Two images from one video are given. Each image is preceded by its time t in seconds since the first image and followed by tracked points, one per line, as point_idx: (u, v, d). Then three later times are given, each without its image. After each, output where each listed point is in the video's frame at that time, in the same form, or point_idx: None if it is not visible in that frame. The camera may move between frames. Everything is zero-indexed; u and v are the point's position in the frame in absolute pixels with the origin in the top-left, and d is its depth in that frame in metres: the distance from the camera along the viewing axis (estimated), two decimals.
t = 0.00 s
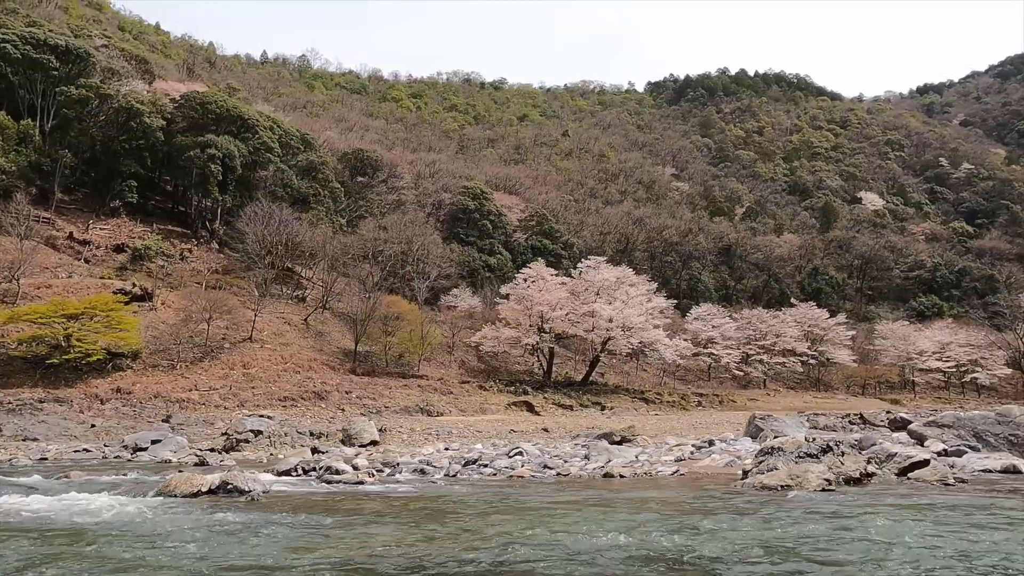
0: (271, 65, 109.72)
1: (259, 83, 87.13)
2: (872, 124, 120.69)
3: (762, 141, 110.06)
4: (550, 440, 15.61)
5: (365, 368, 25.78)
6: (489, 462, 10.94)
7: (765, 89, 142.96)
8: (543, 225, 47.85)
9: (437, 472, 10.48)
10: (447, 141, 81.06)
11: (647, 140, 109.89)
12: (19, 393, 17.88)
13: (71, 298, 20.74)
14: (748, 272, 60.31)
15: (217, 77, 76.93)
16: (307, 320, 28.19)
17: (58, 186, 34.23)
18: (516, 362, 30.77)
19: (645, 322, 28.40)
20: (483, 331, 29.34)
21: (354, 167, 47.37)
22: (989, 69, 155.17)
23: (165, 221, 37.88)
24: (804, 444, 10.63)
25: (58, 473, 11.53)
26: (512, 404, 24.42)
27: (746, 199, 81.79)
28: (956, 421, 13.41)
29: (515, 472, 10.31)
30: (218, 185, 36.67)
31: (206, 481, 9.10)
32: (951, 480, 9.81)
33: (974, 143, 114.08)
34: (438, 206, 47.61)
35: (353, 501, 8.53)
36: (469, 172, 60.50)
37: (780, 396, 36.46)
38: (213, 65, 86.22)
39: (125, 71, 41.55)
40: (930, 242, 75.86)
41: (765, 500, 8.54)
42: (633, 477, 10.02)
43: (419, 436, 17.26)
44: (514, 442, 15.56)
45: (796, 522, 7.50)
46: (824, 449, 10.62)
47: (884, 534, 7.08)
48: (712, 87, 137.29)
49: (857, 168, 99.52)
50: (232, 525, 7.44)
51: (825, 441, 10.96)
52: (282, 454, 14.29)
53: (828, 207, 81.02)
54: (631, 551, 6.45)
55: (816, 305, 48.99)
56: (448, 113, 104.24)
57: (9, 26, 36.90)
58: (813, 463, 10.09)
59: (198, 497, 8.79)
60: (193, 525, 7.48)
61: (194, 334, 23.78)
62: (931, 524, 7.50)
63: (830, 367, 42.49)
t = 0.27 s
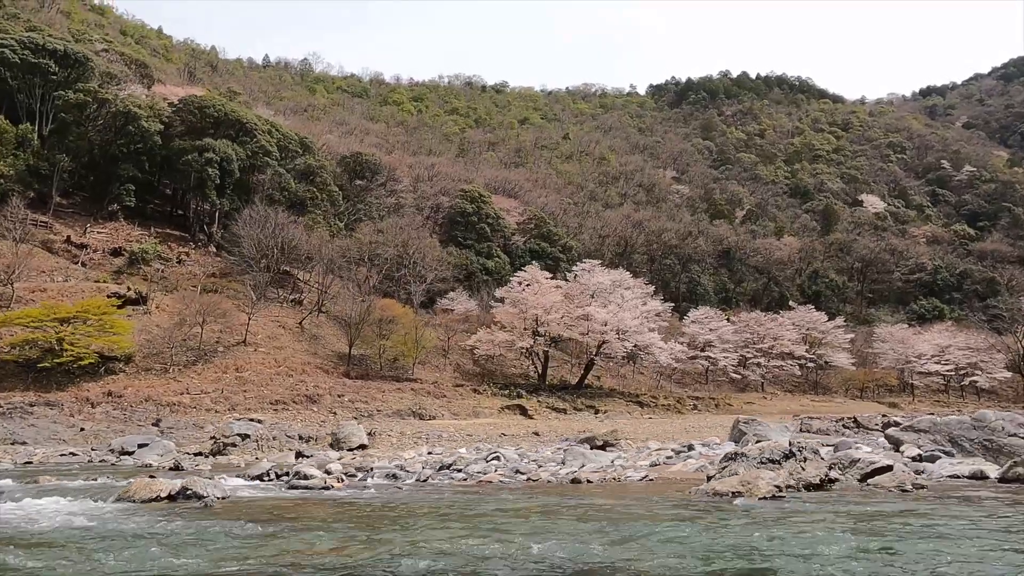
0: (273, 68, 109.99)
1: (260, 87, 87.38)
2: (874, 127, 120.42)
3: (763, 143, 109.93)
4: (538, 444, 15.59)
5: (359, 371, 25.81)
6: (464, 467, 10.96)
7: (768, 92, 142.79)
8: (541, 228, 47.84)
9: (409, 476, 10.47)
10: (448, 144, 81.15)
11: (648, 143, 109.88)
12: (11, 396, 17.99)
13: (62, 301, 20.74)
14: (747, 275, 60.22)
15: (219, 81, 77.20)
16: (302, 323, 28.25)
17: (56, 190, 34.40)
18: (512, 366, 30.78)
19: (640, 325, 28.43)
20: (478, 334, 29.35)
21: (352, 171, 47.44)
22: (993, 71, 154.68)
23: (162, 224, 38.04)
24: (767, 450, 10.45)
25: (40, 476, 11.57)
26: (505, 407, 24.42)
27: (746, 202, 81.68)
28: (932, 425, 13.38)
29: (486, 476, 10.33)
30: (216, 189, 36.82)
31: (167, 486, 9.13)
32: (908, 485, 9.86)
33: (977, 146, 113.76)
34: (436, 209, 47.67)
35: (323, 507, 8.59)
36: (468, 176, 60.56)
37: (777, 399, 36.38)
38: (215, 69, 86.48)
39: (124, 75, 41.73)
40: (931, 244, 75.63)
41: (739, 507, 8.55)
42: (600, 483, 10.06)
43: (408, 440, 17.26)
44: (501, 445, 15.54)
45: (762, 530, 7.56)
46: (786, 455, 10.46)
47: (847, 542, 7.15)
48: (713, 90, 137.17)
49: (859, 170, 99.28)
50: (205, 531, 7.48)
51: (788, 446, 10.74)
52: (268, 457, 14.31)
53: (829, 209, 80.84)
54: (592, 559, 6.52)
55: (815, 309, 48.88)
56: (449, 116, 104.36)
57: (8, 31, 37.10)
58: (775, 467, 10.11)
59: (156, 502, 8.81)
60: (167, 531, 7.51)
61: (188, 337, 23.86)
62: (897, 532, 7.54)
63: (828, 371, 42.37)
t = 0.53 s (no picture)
0: (274, 70, 110.14)
1: (261, 89, 87.55)
2: (875, 127, 120.21)
3: (764, 144, 109.81)
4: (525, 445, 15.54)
5: (352, 373, 25.81)
6: (437, 470, 10.94)
7: (769, 92, 142.62)
8: (539, 229, 47.80)
9: (381, 480, 10.47)
10: (447, 145, 81.14)
11: (648, 144, 109.85)
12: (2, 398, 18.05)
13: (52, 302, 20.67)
14: (746, 276, 60.11)
15: (219, 83, 77.37)
16: (296, 325, 28.31)
17: (52, 192, 34.49)
18: (506, 367, 30.79)
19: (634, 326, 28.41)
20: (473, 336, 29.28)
21: (350, 172, 47.56)
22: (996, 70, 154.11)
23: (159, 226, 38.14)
24: (730, 455, 10.54)
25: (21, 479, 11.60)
26: (498, 409, 24.39)
27: (746, 203, 81.55)
28: (908, 428, 13.36)
29: (454, 480, 10.34)
30: (213, 191, 36.90)
31: (126, 490, 9.15)
32: (865, 489, 9.96)
33: (979, 146, 113.45)
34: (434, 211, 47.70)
35: (293, 512, 8.60)
36: (467, 177, 60.59)
37: (773, 401, 36.32)
38: (215, 71, 86.64)
39: (122, 78, 41.86)
40: (932, 245, 75.41)
41: (715, 515, 8.50)
42: (566, 487, 10.07)
43: (397, 441, 17.24)
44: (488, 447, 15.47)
45: (731, 537, 7.57)
46: (749, 459, 10.49)
47: (815, 549, 7.15)
48: (714, 91, 137.08)
49: (860, 171, 99.05)
50: (176, 536, 7.46)
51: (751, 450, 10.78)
52: (254, 458, 14.29)
53: (829, 210, 80.69)
54: (556, 566, 6.54)
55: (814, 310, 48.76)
56: (449, 117, 104.38)
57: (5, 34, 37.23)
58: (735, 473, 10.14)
59: (115, 505, 8.83)
60: (138, 534, 7.50)
61: (182, 339, 23.90)
62: (868, 540, 7.54)
63: (826, 372, 42.30)
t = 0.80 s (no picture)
0: (275, 71, 110.24)
1: (261, 89, 87.66)
2: (876, 127, 119.96)
3: (765, 144, 109.64)
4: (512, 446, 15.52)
5: (345, 373, 25.82)
6: (409, 471, 10.98)
7: (770, 92, 142.41)
8: (537, 229, 47.77)
9: (352, 480, 10.48)
10: (446, 146, 81.11)
11: (649, 144, 109.77)
12: None
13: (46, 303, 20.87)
14: (745, 276, 60.00)
15: (219, 84, 77.48)
16: (290, 326, 28.33)
17: (49, 193, 34.59)
18: (502, 368, 30.81)
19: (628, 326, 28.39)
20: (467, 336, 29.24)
21: (348, 173, 47.62)
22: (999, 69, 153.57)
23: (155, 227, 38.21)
24: (692, 456, 10.80)
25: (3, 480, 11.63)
26: (490, 410, 24.37)
27: (746, 203, 81.41)
28: (884, 429, 13.37)
29: (423, 481, 10.37)
30: (209, 192, 36.97)
31: (84, 492, 9.19)
32: (822, 491, 10.06)
33: (980, 145, 113.15)
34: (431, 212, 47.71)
35: (263, 514, 8.60)
36: (465, 177, 60.60)
37: (769, 401, 36.26)
38: (215, 72, 86.75)
39: (119, 79, 41.95)
40: (932, 245, 75.23)
41: (689, 518, 8.49)
42: (532, 488, 10.12)
43: (386, 442, 17.26)
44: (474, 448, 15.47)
45: (703, 541, 7.55)
46: (710, 460, 10.72)
47: (785, 553, 7.12)
48: (715, 91, 136.90)
49: (861, 171, 98.84)
50: (147, 537, 7.47)
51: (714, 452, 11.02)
52: (240, 458, 14.30)
53: (830, 210, 80.52)
54: (522, 568, 6.52)
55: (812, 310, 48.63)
56: (449, 117, 104.36)
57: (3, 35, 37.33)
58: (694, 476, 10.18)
59: (72, 507, 8.85)
60: (108, 535, 7.51)
61: (175, 340, 23.94)
62: (841, 543, 7.50)
63: (823, 372, 42.21)
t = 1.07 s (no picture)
0: (275, 71, 110.21)
1: (260, 89, 87.64)
2: (877, 126, 119.71)
3: (765, 143, 109.47)
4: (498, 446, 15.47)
5: (338, 373, 25.78)
6: (382, 470, 11.04)
7: (771, 91, 142.14)
8: (533, 228, 47.71)
9: (321, 480, 10.52)
10: (445, 145, 81.02)
11: (649, 143, 109.61)
12: None
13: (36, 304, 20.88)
14: (744, 276, 59.86)
15: (218, 84, 77.46)
16: (283, 326, 28.34)
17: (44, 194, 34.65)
18: (496, 367, 30.83)
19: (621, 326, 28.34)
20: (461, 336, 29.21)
21: (344, 173, 47.62)
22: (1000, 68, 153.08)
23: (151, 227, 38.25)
24: (654, 455, 11.26)
25: None
26: (482, 409, 24.35)
27: (746, 202, 81.27)
28: (857, 428, 13.37)
29: (390, 480, 10.43)
30: (205, 192, 37.01)
31: (42, 491, 9.20)
32: (776, 488, 10.12)
33: (981, 144, 112.84)
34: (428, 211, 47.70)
35: (238, 513, 8.64)
36: (463, 177, 60.57)
37: (765, 400, 36.20)
38: (214, 72, 86.74)
39: (115, 80, 41.98)
40: (932, 244, 75.01)
41: (661, 519, 8.47)
42: (499, 487, 10.16)
43: (374, 442, 17.24)
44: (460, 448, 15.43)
45: (673, 541, 7.54)
46: (671, 459, 11.17)
47: (753, 552, 7.13)
48: (716, 90, 136.64)
49: (861, 170, 98.59)
50: (116, 537, 7.46)
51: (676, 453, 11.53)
52: (225, 458, 14.28)
53: (829, 209, 80.35)
54: (489, 567, 6.53)
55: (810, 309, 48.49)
56: (449, 117, 104.27)
57: None
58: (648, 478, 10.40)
59: (30, 506, 8.84)
60: (78, 535, 7.51)
61: (167, 340, 23.95)
62: (809, 544, 7.50)
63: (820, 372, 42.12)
